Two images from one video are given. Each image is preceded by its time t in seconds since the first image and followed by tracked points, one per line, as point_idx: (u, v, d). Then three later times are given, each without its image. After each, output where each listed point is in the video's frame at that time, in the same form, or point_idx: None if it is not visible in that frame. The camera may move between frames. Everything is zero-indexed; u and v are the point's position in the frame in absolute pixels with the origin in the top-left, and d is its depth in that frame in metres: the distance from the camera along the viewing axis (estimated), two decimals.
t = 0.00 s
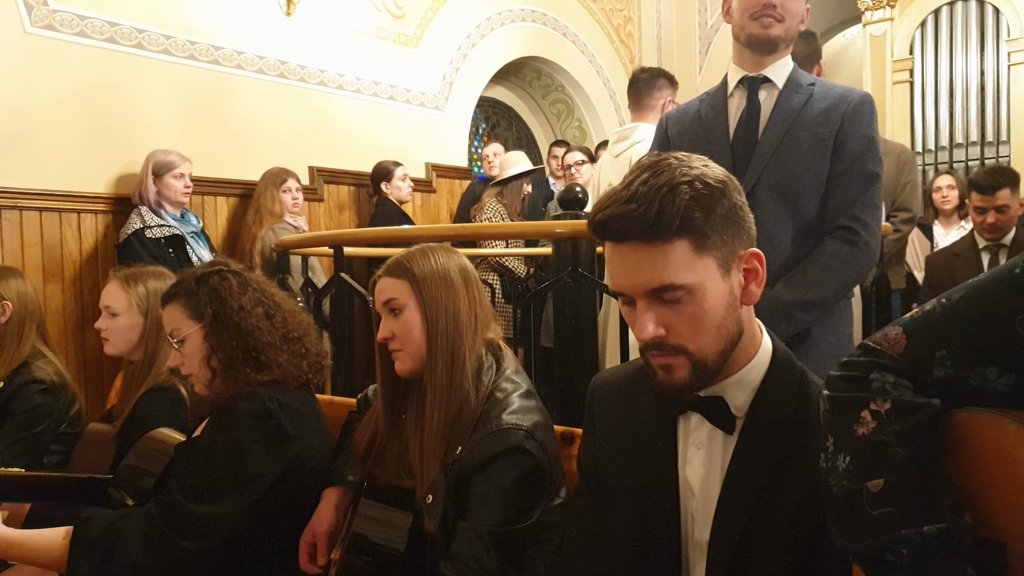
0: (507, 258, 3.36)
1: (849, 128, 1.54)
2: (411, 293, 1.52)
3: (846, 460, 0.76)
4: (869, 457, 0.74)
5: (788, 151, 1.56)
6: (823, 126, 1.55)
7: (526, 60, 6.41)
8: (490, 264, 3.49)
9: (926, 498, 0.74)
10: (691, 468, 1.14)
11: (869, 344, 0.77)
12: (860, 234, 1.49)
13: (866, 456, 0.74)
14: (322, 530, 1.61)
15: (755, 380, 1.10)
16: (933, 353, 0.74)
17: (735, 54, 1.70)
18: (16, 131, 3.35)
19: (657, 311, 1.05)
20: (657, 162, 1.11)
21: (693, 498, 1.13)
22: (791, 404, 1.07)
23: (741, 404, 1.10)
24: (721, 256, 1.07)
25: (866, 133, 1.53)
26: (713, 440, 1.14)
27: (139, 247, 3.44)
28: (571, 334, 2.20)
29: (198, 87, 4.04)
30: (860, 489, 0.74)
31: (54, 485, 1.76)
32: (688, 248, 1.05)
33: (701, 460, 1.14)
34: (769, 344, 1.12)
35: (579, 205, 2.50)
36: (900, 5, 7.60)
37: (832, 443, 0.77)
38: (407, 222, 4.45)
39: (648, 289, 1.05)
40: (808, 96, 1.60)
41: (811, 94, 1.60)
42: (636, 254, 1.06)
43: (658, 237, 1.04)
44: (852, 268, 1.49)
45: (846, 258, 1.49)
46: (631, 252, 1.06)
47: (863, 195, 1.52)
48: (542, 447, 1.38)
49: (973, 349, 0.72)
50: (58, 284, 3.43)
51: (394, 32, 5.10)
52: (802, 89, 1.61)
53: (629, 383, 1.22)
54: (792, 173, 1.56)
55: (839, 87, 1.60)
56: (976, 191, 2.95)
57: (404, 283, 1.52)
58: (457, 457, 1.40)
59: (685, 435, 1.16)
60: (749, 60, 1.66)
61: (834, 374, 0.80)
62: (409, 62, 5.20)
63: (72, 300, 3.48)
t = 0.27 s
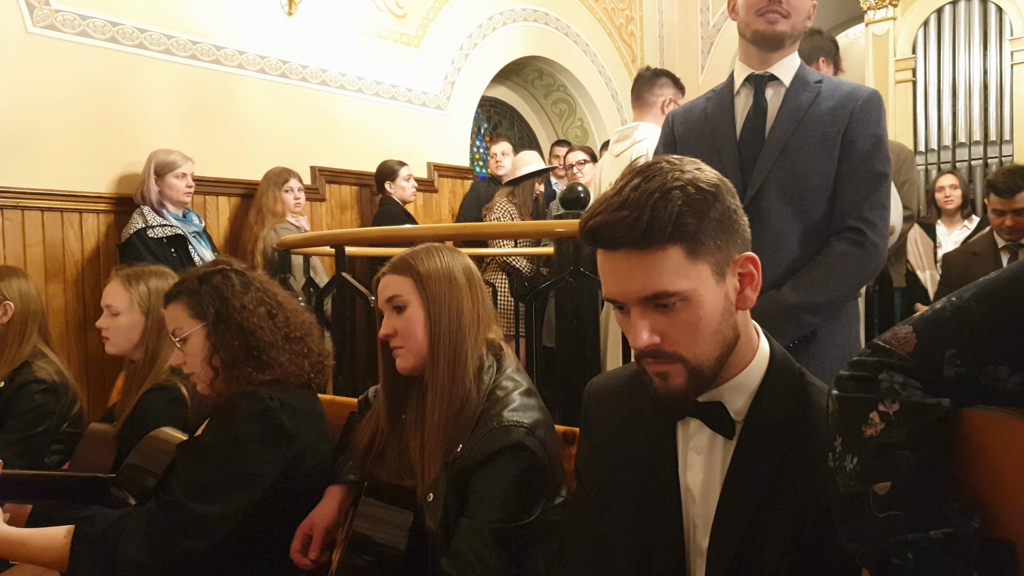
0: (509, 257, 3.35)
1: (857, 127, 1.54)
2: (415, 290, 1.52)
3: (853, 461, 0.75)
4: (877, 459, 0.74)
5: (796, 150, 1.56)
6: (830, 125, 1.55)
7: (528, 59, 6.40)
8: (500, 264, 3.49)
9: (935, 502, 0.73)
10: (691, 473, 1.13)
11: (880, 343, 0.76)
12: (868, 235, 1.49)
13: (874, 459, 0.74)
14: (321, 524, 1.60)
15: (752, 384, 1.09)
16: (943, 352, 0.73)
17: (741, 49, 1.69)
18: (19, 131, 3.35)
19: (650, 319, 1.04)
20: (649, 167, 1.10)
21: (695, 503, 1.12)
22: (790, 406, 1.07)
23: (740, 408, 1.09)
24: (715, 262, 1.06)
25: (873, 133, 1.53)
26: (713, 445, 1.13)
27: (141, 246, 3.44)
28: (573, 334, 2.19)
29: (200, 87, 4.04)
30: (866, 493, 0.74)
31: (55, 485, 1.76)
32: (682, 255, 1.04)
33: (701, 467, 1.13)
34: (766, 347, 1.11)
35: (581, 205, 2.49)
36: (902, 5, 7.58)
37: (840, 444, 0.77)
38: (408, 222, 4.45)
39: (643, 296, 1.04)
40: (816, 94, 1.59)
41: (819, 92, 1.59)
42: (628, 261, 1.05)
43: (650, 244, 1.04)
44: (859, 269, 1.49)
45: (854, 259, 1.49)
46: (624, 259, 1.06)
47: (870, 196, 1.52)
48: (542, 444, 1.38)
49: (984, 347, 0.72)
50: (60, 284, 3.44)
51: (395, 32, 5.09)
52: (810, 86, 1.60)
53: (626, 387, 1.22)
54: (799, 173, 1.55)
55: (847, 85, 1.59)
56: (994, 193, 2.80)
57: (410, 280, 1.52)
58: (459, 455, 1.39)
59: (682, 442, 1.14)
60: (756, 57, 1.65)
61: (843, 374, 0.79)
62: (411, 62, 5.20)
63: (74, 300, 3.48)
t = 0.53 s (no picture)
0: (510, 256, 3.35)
1: (862, 125, 1.53)
2: (417, 287, 1.51)
3: (858, 459, 0.74)
4: (881, 458, 0.72)
5: (801, 146, 1.56)
6: (834, 124, 1.55)
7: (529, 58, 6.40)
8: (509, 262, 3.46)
9: (939, 502, 0.71)
10: (689, 477, 1.13)
11: (888, 339, 0.74)
12: (866, 236, 1.48)
13: (878, 457, 0.73)
14: (321, 522, 1.59)
15: (748, 385, 1.09)
16: (951, 349, 0.70)
17: (747, 47, 1.70)
18: (19, 131, 3.35)
19: (646, 324, 1.04)
20: (639, 169, 1.10)
21: (691, 507, 1.12)
22: (788, 407, 1.06)
23: (735, 411, 1.09)
24: (710, 266, 1.06)
25: (878, 131, 1.52)
26: (710, 448, 1.12)
27: (143, 246, 3.45)
28: (573, 333, 2.18)
29: (201, 86, 4.04)
30: (869, 490, 0.73)
31: (56, 484, 1.76)
32: (675, 261, 1.04)
33: (698, 472, 1.12)
34: (761, 348, 1.11)
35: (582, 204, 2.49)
36: (905, 3, 7.52)
37: (846, 440, 0.75)
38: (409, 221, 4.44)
39: (638, 303, 1.04)
40: (820, 91, 1.59)
41: (823, 89, 1.59)
42: (619, 268, 1.05)
43: (643, 250, 1.03)
44: (859, 269, 1.48)
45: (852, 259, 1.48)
46: (617, 266, 1.05)
47: (874, 194, 1.51)
48: (549, 435, 1.38)
49: (995, 342, 0.68)
50: (62, 283, 3.44)
51: (396, 31, 5.09)
52: (814, 84, 1.60)
53: (619, 390, 1.21)
54: (803, 170, 1.55)
55: (852, 82, 1.59)
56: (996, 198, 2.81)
57: (412, 277, 1.51)
58: (468, 444, 1.39)
59: (677, 445, 1.14)
60: (760, 54, 1.65)
61: (852, 371, 0.77)
62: (412, 61, 5.19)
63: (75, 300, 3.48)
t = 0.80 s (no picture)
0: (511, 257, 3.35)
1: (862, 124, 1.53)
2: (405, 292, 1.52)
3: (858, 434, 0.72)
4: (879, 425, 0.70)
5: (802, 147, 1.56)
6: (835, 124, 1.55)
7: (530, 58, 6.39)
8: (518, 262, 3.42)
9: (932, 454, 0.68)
10: (685, 479, 1.13)
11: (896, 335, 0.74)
12: (869, 235, 1.48)
13: (877, 424, 0.71)
14: (326, 525, 1.59)
15: (745, 386, 1.09)
16: (957, 345, 0.71)
17: (749, 46, 1.70)
18: (21, 132, 3.36)
19: (646, 327, 1.04)
20: (633, 171, 1.09)
21: (688, 508, 1.13)
22: (785, 411, 1.06)
23: (732, 412, 1.09)
24: (708, 267, 1.06)
25: (879, 130, 1.52)
26: (706, 450, 1.13)
27: (144, 246, 3.45)
28: (574, 333, 2.18)
29: (202, 86, 4.04)
30: (866, 452, 0.70)
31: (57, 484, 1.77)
32: (675, 262, 1.04)
33: (695, 474, 1.13)
34: (759, 349, 1.11)
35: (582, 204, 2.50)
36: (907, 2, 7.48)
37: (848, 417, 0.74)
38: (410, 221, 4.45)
39: (637, 306, 1.04)
40: (822, 90, 1.59)
41: (825, 88, 1.59)
42: (616, 272, 1.05)
43: (642, 253, 1.03)
44: (861, 268, 1.48)
45: (853, 259, 1.48)
46: (615, 271, 1.05)
47: (875, 194, 1.51)
48: (539, 437, 1.38)
49: (1002, 338, 0.69)
50: (62, 282, 3.45)
51: (398, 31, 5.09)
52: (816, 83, 1.60)
53: (618, 389, 1.21)
54: (803, 171, 1.55)
55: (854, 81, 1.58)
56: (985, 206, 2.81)
57: (399, 284, 1.52)
58: (455, 450, 1.39)
59: (673, 447, 1.15)
60: (762, 53, 1.65)
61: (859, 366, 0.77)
62: (413, 60, 5.19)
63: (76, 299, 3.48)
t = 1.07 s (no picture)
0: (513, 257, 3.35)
1: (864, 125, 1.53)
2: (405, 295, 1.52)
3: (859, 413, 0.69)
4: (880, 405, 0.68)
5: (803, 148, 1.56)
6: (837, 125, 1.55)
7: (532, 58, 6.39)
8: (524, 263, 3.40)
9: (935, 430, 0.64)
10: (685, 479, 1.13)
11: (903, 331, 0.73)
12: (871, 235, 1.48)
13: (879, 404, 0.68)
14: (327, 525, 1.61)
15: (745, 389, 1.09)
16: (960, 339, 0.70)
17: (751, 46, 1.70)
18: (24, 133, 3.36)
19: (645, 328, 1.04)
20: (636, 171, 1.10)
21: (686, 508, 1.13)
22: (784, 413, 1.06)
23: (731, 414, 1.10)
24: (709, 269, 1.06)
25: (882, 130, 1.52)
26: (704, 451, 1.13)
27: (146, 246, 3.45)
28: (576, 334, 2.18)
29: (204, 87, 4.05)
30: (867, 430, 0.67)
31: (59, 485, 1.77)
32: (674, 264, 1.04)
33: (694, 474, 1.13)
34: (759, 351, 1.11)
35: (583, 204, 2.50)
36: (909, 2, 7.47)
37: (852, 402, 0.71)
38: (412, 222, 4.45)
39: (636, 307, 1.04)
40: (824, 90, 1.58)
41: (827, 88, 1.58)
42: (616, 272, 1.05)
43: (641, 254, 1.03)
44: (863, 269, 1.48)
45: (855, 259, 1.48)
46: (616, 271, 1.05)
47: (877, 195, 1.50)
48: (542, 440, 1.38)
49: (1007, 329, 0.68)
50: (65, 283, 3.45)
51: (400, 31, 5.09)
52: (818, 83, 1.60)
53: (619, 389, 1.22)
54: (805, 173, 1.55)
55: (856, 80, 1.58)
56: (979, 213, 2.85)
57: (402, 288, 1.53)
58: (459, 451, 1.39)
59: (673, 450, 1.14)
60: (764, 53, 1.65)
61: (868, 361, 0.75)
62: (415, 61, 5.19)
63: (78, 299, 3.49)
